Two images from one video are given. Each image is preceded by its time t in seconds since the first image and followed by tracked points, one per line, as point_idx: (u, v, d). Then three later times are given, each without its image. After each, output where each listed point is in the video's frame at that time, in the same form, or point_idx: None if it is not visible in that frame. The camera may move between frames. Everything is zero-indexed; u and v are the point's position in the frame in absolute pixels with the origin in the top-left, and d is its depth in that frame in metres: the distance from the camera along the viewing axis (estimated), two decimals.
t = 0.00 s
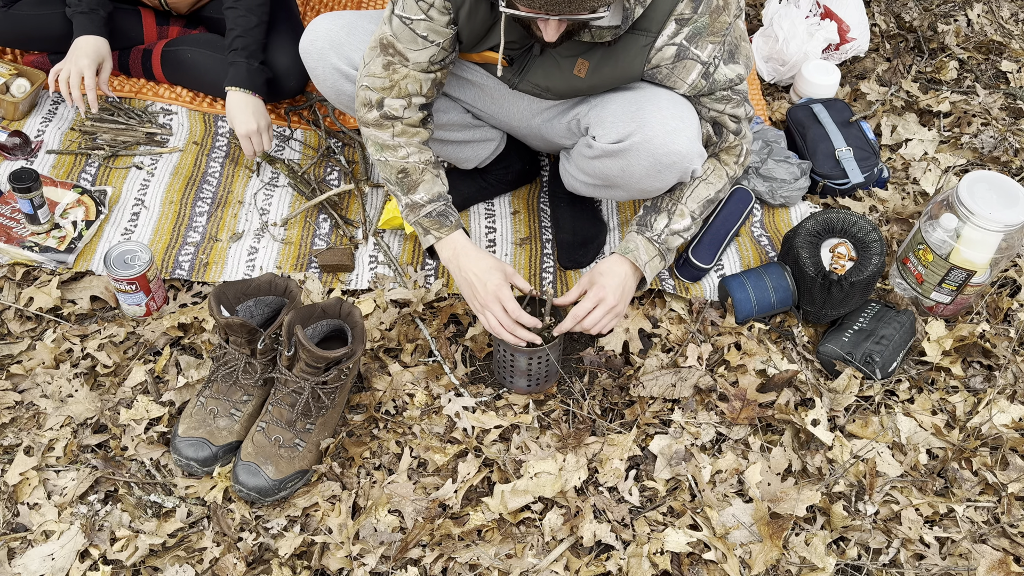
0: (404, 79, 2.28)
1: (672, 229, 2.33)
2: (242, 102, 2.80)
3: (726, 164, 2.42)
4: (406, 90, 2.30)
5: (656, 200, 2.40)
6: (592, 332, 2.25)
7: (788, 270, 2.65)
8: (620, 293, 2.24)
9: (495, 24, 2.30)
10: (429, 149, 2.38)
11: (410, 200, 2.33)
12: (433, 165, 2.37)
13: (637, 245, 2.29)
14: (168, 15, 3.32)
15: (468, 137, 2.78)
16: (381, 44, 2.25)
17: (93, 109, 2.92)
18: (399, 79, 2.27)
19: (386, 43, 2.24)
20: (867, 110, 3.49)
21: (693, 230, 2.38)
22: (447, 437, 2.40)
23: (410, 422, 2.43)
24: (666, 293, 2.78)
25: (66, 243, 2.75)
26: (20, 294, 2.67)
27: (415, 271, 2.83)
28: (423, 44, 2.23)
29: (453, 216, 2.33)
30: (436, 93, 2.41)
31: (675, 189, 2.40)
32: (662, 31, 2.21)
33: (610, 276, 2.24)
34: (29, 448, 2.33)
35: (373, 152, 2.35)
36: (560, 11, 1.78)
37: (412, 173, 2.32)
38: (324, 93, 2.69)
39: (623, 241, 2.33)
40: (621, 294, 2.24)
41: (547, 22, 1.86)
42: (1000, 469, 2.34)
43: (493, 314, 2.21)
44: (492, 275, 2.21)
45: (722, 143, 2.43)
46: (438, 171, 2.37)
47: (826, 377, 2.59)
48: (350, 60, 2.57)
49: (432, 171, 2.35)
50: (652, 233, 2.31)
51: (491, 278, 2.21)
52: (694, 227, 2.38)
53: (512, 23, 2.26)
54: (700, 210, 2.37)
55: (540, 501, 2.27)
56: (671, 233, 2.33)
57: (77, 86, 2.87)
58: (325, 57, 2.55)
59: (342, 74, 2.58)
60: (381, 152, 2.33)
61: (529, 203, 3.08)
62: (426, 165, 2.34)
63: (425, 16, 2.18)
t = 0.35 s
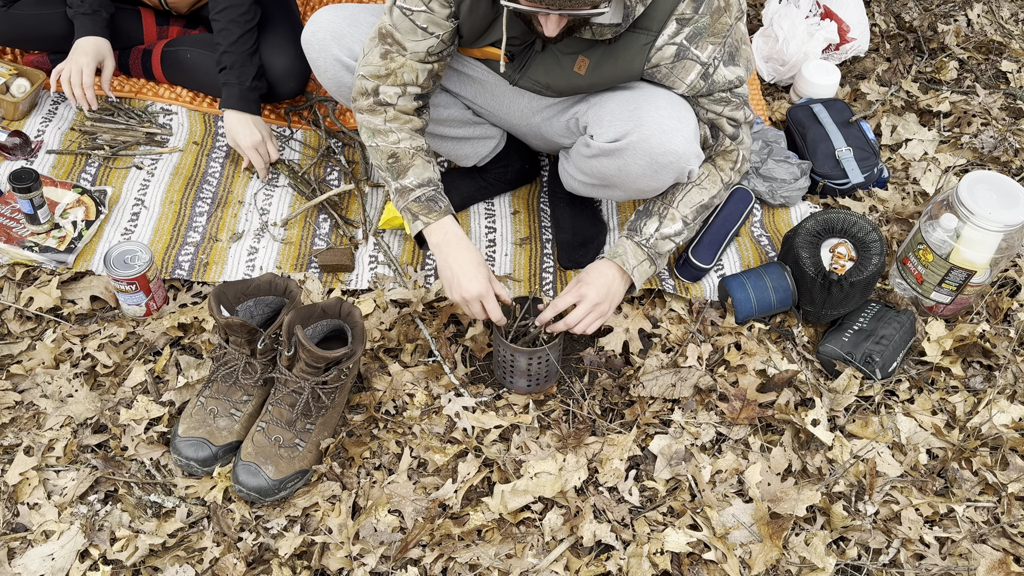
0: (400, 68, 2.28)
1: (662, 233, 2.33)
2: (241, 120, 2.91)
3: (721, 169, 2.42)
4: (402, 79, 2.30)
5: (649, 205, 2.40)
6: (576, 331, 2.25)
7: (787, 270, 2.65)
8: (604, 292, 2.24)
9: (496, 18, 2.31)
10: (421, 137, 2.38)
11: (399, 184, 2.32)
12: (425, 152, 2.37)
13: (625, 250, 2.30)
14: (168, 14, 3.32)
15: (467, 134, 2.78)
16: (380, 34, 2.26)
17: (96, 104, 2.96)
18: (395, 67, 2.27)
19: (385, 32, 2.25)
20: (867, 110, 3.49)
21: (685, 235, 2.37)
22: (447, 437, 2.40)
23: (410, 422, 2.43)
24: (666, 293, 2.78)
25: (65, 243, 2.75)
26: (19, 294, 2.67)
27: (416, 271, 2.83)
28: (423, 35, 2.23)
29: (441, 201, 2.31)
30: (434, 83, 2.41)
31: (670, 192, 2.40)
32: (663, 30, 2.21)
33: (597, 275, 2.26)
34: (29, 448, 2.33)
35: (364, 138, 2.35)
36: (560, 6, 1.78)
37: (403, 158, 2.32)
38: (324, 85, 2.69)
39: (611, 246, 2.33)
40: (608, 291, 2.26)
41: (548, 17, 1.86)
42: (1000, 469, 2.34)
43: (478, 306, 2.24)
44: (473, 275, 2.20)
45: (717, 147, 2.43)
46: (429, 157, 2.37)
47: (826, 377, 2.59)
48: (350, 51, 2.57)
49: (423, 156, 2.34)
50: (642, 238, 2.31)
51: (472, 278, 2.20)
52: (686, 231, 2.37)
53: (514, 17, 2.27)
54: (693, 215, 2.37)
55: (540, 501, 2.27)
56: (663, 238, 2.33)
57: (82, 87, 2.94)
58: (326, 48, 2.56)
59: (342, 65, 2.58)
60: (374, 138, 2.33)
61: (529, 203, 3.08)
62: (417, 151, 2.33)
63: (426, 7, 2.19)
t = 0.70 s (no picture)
0: (406, 68, 2.28)
1: (656, 235, 2.32)
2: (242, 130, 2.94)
3: (717, 172, 2.42)
4: (409, 80, 2.30)
5: (644, 206, 2.40)
6: (575, 331, 2.24)
7: (787, 270, 2.65)
8: (597, 291, 2.25)
9: (498, 18, 2.31)
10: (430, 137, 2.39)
11: (410, 183, 2.32)
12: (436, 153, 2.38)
13: (617, 251, 2.30)
14: (167, 15, 3.32)
15: (467, 133, 2.78)
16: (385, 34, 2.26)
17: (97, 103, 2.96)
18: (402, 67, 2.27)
19: (391, 33, 2.24)
20: (867, 110, 3.49)
21: (680, 237, 2.37)
22: (447, 437, 2.40)
23: (410, 422, 2.43)
24: (666, 293, 2.78)
25: (65, 243, 2.75)
26: (20, 294, 2.67)
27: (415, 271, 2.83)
28: (428, 34, 2.23)
29: (454, 201, 2.31)
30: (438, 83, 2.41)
31: (665, 194, 2.40)
32: (664, 30, 2.21)
33: (589, 276, 2.27)
34: (29, 448, 2.33)
35: (374, 139, 2.36)
36: (561, 4, 1.78)
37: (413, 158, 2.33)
38: (325, 82, 2.69)
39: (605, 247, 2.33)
40: (601, 292, 2.26)
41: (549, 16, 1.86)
42: (1000, 469, 2.34)
43: (489, 306, 2.23)
44: (488, 270, 2.21)
45: (716, 148, 2.42)
46: (440, 157, 2.37)
47: (826, 377, 2.59)
48: (352, 48, 2.57)
49: (434, 156, 2.35)
50: (634, 238, 2.31)
51: (487, 273, 2.20)
52: (680, 233, 2.36)
53: (515, 16, 2.28)
54: (688, 217, 2.36)
55: (540, 501, 2.27)
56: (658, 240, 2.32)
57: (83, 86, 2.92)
58: (328, 45, 2.56)
59: (344, 63, 2.58)
60: (383, 139, 2.34)
61: (529, 203, 3.08)
62: (428, 150, 2.34)
63: (431, 7, 2.18)
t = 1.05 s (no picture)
0: (408, 70, 2.28)
1: (656, 234, 2.32)
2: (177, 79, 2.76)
3: (718, 172, 2.41)
4: (410, 82, 2.30)
5: (645, 206, 2.39)
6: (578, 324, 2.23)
7: (787, 270, 2.65)
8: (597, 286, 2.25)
9: (499, 19, 2.31)
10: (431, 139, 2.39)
11: (412, 184, 2.32)
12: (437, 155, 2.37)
13: (618, 250, 2.29)
14: (168, 14, 3.31)
15: (467, 133, 2.78)
16: (386, 36, 2.26)
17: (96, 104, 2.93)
18: (403, 70, 2.27)
19: (391, 35, 2.24)
20: (867, 110, 3.49)
21: (680, 237, 2.36)
22: (447, 437, 2.40)
23: (410, 422, 2.43)
24: (666, 293, 2.78)
25: (65, 243, 2.75)
26: (20, 294, 2.67)
27: (415, 271, 2.83)
28: (428, 36, 2.23)
29: (455, 201, 2.31)
30: (440, 85, 2.41)
31: (665, 194, 2.40)
32: (663, 30, 2.21)
33: (590, 272, 2.27)
34: (29, 448, 2.33)
35: (375, 141, 2.36)
36: (560, 5, 1.78)
37: (414, 160, 2.33)
38: (325, 83, 2.69)
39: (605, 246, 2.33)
40: (603, 288, 2.26)
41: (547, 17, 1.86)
42: (1000, 469, 2.34)
43: (492, 305, 2.22)
44: (493, 267, 2.21)
45: (716, 148, 2.42)
46: (441, 158, 2.37)
47: (826, 377, 2.59)
48: (352, 49, 2.57)
49: (435, 157, 2.35)
50: (634, 238, 2.30)
51: (491, 271, 2.20)
52: (681, 233, 2.36)
53: (515, 17, 2.27)
54: (688, 217, 2.36)
55: (540, 501, 2.27)
56: (658, 241, 2.32)
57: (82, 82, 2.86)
58: (328, 46, 2.56)
59: (344, 64, 2.58)
60: (384, 141, 2.34)
61: (529, 203, 3.08)
62: (429, 151, 2.34)
63: (431, 7, 2.19)
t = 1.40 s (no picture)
0: (407, 72, 2.28)
1: (658, 235, 2.32)
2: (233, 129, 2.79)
3: (716, 172, 2.41)
4: (410, 83, 2.30)
5: (644, 207, 2.39)
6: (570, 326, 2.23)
7: (787, 270, 2.65)
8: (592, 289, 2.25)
9: (497, 19, 2.31)
10: (431, 142, 2.39)
11: (413, 190, 2.33)
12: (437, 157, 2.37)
13: (620, 251, 2.29)
14: (167, 14, 3.32)
15: (467, 133, 2.78)
16: (386, 38, 2.25)
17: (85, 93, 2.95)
18: (403, 72, 2.27)
19: (391, 36, 2.24)
20: (867, 110, 3.49)
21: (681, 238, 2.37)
22: (447, 437, 2.40)
23: (410, 422, 2.43)
24: (666, 293, 2.78)
25: (65, 243, 2.75)
26: (20, 294, 2.67)
27: (415, 271, 2.83)
28: (426, 37, 2.23)
29: (453, 206, 2.32)
30: (440, 87, 2.41)
31: (665, 196, 2.40)
32: (661, 31, 2.21)
33: (596, 274, 2.26)
34: (29, 448, 2.33)
35: (374, 143, 2.36)
36: (557, 6, 1.78)
37: (414, 164, 2.33)
38: (325, 84, 2.69)
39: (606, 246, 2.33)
40: (610, 291, 2.27)
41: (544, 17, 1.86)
42: (1000, 469, 2.34)
43: (484, 312, 2.23)
44: (484, 275, 2.21)
45: (714, 149, 2.42)
46: (440, 162, 2.37)
47: (826, 377, 2.59)
48: (351, 50, 2.57)
49: (435, 162, 2.35)
50: (636, 239, 2.30)
51: (482, 279, 2.20)
52: (681, 234, 2.37)
53: (513, 17, 2.27)
54: (689, 218, 2.36)
55: (540, 501, 2.27)
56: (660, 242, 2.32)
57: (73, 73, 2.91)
58: (327, 47, 2.56)
59: (343, 65, 2.58)
60: (384, 144, 2.34)
61: (529, 203, 3.08)
62: (428, 155, 2.34)
63: (429, 8, 2.18)
